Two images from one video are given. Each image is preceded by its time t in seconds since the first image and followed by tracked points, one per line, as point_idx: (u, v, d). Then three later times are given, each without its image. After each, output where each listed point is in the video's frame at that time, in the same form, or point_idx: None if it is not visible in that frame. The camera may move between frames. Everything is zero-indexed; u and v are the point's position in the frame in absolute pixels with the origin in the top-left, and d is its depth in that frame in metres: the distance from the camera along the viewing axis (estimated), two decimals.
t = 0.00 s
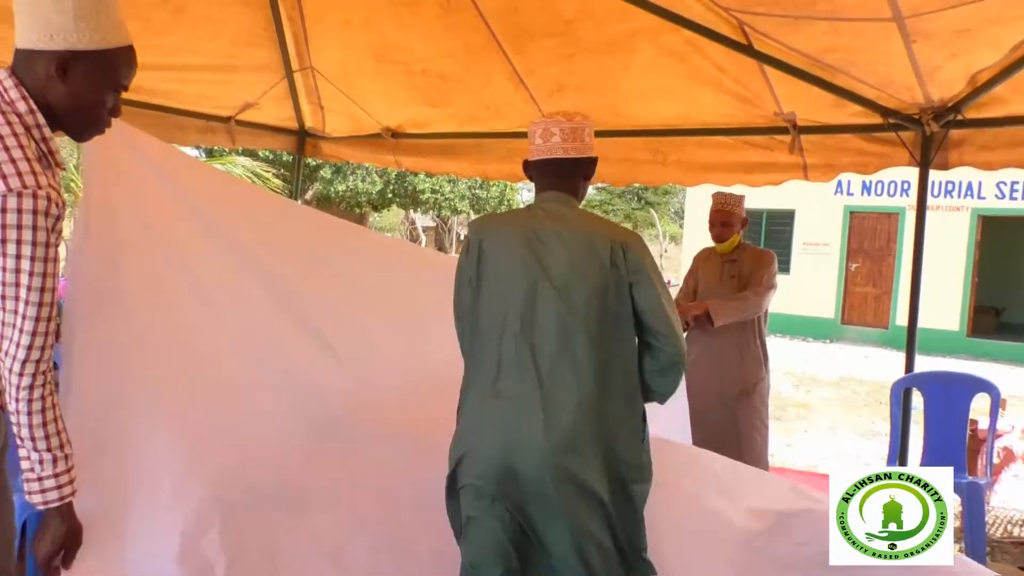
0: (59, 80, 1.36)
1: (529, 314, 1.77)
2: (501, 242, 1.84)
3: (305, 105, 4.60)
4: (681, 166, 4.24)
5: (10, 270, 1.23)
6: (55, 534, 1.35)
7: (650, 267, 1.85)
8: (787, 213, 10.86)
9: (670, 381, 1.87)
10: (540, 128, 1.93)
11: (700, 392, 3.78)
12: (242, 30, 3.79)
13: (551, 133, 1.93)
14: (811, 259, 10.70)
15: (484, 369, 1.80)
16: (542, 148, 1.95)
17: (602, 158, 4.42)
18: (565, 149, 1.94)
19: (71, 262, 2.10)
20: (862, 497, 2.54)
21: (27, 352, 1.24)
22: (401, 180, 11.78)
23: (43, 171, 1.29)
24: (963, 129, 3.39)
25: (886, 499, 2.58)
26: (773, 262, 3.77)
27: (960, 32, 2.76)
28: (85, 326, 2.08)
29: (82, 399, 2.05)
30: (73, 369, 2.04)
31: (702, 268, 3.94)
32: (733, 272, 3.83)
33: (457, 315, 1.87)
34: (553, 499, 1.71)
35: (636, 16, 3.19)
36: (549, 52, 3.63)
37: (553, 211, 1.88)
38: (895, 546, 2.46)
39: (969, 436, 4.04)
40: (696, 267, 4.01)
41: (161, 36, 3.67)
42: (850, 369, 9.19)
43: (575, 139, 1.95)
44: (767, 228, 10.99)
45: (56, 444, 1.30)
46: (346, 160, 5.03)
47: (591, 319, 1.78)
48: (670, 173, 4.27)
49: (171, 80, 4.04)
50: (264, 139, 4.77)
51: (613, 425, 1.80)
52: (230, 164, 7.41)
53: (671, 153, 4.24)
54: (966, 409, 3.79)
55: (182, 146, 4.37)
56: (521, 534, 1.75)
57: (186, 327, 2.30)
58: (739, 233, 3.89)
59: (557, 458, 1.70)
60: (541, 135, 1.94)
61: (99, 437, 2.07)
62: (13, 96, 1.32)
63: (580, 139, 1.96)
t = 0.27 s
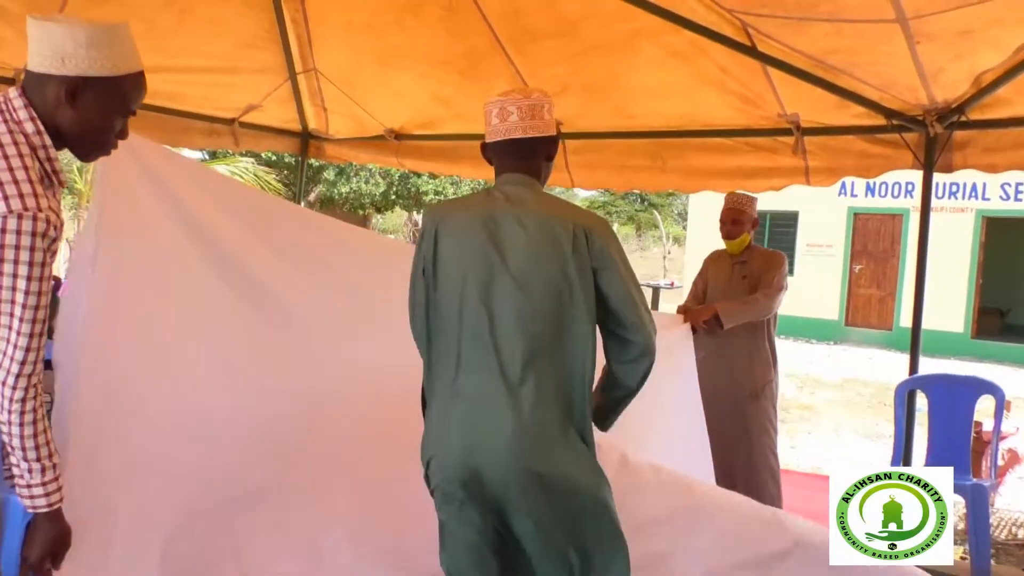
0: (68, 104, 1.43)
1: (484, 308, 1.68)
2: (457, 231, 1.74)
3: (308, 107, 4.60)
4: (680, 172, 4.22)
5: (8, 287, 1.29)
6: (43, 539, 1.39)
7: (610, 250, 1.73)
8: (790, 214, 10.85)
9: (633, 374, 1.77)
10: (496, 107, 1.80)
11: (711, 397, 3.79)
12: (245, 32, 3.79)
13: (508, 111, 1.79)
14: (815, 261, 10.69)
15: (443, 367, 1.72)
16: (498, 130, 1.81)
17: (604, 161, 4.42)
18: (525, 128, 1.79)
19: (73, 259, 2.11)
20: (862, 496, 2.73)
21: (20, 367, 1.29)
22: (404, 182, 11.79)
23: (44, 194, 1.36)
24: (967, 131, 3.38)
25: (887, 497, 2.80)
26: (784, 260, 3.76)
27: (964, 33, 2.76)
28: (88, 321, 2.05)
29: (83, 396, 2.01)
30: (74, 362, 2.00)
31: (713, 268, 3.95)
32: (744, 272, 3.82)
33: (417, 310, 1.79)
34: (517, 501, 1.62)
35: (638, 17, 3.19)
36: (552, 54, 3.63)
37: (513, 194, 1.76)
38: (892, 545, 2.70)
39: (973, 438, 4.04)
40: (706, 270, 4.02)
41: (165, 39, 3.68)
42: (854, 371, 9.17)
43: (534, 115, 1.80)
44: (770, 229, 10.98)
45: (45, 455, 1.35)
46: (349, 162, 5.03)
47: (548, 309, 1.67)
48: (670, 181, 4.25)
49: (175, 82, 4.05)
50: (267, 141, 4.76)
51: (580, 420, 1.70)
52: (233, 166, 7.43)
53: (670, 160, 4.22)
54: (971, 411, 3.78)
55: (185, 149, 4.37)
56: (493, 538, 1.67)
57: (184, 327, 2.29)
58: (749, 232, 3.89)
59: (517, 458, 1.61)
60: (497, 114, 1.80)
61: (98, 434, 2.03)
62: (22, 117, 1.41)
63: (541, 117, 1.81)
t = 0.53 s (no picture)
0: (78, 116, 1.42)
1: (463, 308, 1.66)
2: (440, 227, 1.70)
3: (312, 108, 4.61)
4: (687, 171, 4.21)
5: (21, 299, 1.27)
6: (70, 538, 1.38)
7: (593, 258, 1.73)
8: (794, 216, 10.84)
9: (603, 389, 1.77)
10: (482, 100, 1.77)
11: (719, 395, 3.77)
12: (250, 33, 3.80)
13: (496, 103, 1.77)
14: (819, 263, 10.68)
15: (418, 365, 1.70)
16: (484, 124, 1.78)
17: (612, 161, 4.43)
18: (514, 121, 1.78)
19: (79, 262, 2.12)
20: (862, 497, 3.04)
21: (38, 374, 1.29)
22: (408, 183, 11.79)
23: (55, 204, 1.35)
24: (972, 132, 3.37)
25: (888, 498, 3.06)
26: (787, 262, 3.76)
27: (968, 34, 2.76)
28: (95, 326, 2.07)
29: (87, 401, 2.04)
30: (82, 364, 2.03)
31: (717, 267, 3.94)
32: (746, 271, 3.82)
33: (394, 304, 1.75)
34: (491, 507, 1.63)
35: (643, 18, 3.19)
36: (556, 55, 3.63)
37: (499, 193, 1.74)
38: (894, 546, 3.14)
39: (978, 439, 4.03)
40: (709, 269, 4.02)
41: (169, 41, 3.69)
42: (858, 372, 9.16)
43: (522, 106, 1.78)
44: (774, 231, 10.97)
45: (66, 457, 1.34)
46: (353, 163, 5.03)
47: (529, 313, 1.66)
48: (676, 178, 4.24)
49: (179, 84, 4.05)
50: (271, 142, 4.77)
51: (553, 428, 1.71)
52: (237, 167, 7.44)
53: (678, 158, 4.20)
54: (974, 414, 3.77)
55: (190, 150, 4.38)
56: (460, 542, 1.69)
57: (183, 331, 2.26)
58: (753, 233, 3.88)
59: (486, 463, 1.62)
60: (483, 107, 1.77)
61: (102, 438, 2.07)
62: (31, 129, 1.38)
63: (528, 106, 1.80)
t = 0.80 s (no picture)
0: (91, 111, 1.48)
1: (431, 302, 1.42)
2: (411, 212, 1.48)
3: (314, 110, 4.62)
4: (689, 171, 4.18)
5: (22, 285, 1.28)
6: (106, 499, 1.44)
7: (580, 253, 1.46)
8: (796, 217, 10.84)
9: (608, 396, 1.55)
10: (472, 78, 1.59)
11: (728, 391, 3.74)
12: (252, 35, 3.80)
13: (486, 83, 1.59)
14: (821, 264, 10.67)
15: (380, 369, 1.46)
16: (472, 105, 1.60)
17: (614, 160, 4.40)
18: (505, 104, 1.60)
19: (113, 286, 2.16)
20: (862, 497, 3.07)
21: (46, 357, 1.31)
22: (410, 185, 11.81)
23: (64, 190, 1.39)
24: (973, 133, 3.38)
25: (888, 498, 3.08)
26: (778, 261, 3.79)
27: (969, 36, 2.76)
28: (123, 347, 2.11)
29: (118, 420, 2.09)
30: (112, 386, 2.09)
31: (706, 270, 3.93)
32: (740, 272, 3.83)
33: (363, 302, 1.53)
34: (447, 538, 1.36)
35: (644, 20, 3.19)
36: (557, 57, 3.64)
37: (481, 174, 1.51)
38: (895, 547, 3.07)
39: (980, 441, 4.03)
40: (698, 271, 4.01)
41: (171, 43, 3.69)
42: (859, 373, 9.16)
43: (514, 87, 1.61)
44: (775, 232, 10.97)
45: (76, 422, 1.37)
46: (354, 165, 5.04)
47: (503, 313, 1.41)
48: (679, 180, 4.21)
49: (182, 86, 4.06)
50: (273, 143, 4.78)
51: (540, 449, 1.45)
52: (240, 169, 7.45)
53: (679, 158, 4.18)
54: (976, 415, 3.77)
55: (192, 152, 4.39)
56: None
57: (179, 340, 2.23)
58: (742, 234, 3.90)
59: (452, 491, 1.36)
60: (473, 87, 1.60)
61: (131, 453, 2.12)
62: (43, 123, 1.43)
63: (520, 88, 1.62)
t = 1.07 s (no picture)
0: (99, 92, 1.51)
1: (391, 295, 1.47)
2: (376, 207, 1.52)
3: (317, 111, 4.63)
4: (688, 176, 4.17)
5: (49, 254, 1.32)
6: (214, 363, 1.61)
7: (541, 247, 1.50)
8: (800, 218, 10.82)
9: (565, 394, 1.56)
10: (429, 68, 1.62)
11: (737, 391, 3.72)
12: (256, 37, 3.81)
13: (443, 71, 1.61)
14: (825, 266, 10.66)
15: (339, 358, 1.50)
16: (432, 95, 1.63)
17: (613, 166, 4.38)
18: (462, 90, 1.61)
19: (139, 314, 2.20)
20: (861, 497, 3.03)
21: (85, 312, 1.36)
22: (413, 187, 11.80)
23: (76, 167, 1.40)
24: (977, 134, 3.36)
25: (887, 498, 3.05)
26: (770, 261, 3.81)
27: (972, 37, 2.75)
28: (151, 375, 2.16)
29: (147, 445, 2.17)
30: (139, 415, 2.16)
31: (699, 271, 3.92)
32: (732, 273, 3.83)
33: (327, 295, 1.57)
34: (400, 524, 1.40)
35: (647, 22, 3.19)
36: (560, 58, 3.64)
37: (446, 171, 1.55)
38: (894, 546, 3.10)
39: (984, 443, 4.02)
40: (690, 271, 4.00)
41: (175, 45, 3.70)
42: (864, 375, 9.15)
43: (474, 77, 1.61)
44: (779, 233, 10.95)
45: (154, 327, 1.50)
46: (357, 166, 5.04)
47: (457, 304, 1.45)
48: (678, 184, 4.20)
49: (185, 88, 4.06)
50: (275, 145, 4.76)
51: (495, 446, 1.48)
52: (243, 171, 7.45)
53: (679, 162, 4.17)
54: (981, 416, 3.76)
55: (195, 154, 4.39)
56: None
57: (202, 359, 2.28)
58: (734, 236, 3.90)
59: (404, 480, 1.39)
60: (430, 76, 1.62)
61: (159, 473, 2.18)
62: (52, 105, 1.45)
63: (480, 78, 1.62)
